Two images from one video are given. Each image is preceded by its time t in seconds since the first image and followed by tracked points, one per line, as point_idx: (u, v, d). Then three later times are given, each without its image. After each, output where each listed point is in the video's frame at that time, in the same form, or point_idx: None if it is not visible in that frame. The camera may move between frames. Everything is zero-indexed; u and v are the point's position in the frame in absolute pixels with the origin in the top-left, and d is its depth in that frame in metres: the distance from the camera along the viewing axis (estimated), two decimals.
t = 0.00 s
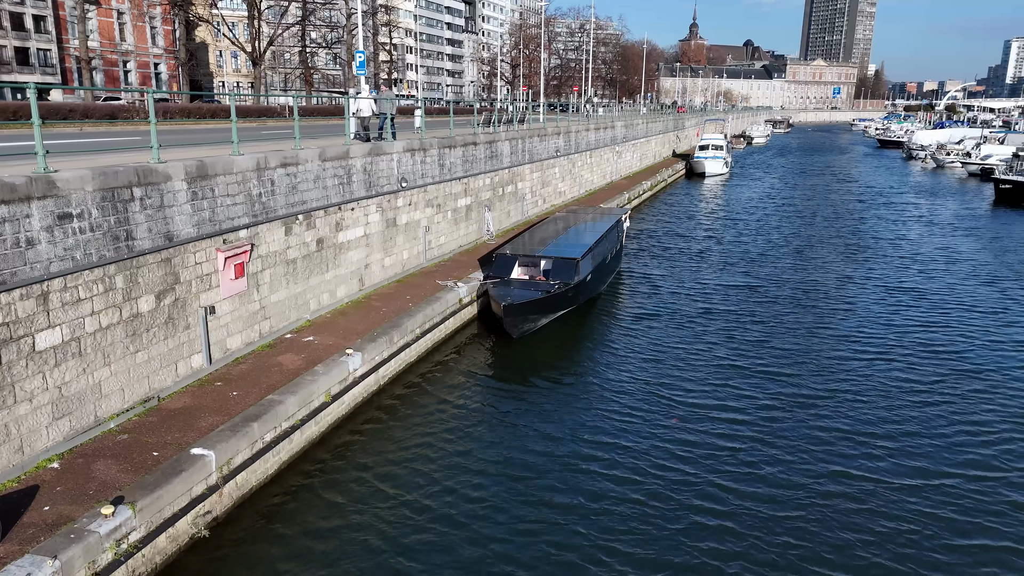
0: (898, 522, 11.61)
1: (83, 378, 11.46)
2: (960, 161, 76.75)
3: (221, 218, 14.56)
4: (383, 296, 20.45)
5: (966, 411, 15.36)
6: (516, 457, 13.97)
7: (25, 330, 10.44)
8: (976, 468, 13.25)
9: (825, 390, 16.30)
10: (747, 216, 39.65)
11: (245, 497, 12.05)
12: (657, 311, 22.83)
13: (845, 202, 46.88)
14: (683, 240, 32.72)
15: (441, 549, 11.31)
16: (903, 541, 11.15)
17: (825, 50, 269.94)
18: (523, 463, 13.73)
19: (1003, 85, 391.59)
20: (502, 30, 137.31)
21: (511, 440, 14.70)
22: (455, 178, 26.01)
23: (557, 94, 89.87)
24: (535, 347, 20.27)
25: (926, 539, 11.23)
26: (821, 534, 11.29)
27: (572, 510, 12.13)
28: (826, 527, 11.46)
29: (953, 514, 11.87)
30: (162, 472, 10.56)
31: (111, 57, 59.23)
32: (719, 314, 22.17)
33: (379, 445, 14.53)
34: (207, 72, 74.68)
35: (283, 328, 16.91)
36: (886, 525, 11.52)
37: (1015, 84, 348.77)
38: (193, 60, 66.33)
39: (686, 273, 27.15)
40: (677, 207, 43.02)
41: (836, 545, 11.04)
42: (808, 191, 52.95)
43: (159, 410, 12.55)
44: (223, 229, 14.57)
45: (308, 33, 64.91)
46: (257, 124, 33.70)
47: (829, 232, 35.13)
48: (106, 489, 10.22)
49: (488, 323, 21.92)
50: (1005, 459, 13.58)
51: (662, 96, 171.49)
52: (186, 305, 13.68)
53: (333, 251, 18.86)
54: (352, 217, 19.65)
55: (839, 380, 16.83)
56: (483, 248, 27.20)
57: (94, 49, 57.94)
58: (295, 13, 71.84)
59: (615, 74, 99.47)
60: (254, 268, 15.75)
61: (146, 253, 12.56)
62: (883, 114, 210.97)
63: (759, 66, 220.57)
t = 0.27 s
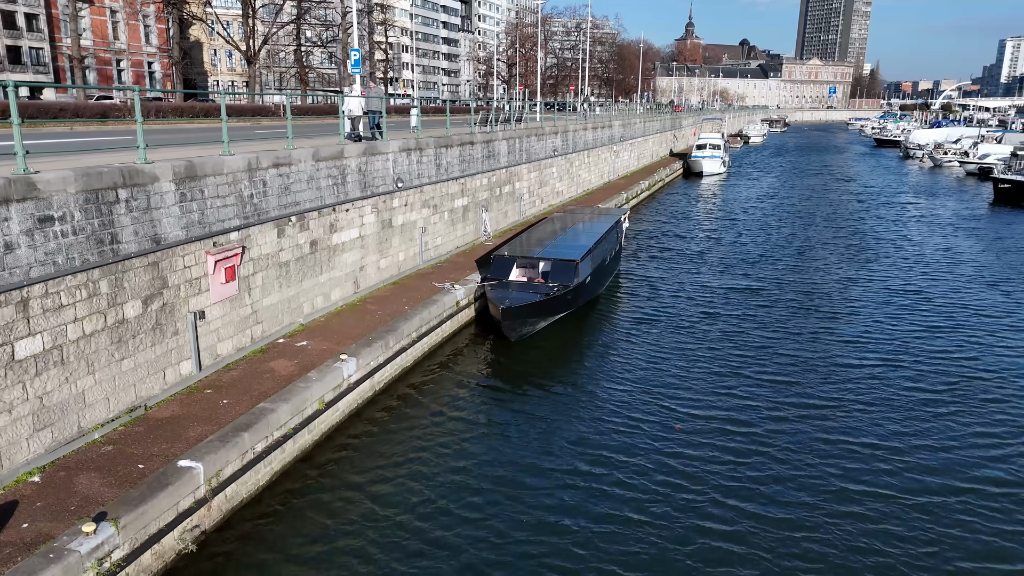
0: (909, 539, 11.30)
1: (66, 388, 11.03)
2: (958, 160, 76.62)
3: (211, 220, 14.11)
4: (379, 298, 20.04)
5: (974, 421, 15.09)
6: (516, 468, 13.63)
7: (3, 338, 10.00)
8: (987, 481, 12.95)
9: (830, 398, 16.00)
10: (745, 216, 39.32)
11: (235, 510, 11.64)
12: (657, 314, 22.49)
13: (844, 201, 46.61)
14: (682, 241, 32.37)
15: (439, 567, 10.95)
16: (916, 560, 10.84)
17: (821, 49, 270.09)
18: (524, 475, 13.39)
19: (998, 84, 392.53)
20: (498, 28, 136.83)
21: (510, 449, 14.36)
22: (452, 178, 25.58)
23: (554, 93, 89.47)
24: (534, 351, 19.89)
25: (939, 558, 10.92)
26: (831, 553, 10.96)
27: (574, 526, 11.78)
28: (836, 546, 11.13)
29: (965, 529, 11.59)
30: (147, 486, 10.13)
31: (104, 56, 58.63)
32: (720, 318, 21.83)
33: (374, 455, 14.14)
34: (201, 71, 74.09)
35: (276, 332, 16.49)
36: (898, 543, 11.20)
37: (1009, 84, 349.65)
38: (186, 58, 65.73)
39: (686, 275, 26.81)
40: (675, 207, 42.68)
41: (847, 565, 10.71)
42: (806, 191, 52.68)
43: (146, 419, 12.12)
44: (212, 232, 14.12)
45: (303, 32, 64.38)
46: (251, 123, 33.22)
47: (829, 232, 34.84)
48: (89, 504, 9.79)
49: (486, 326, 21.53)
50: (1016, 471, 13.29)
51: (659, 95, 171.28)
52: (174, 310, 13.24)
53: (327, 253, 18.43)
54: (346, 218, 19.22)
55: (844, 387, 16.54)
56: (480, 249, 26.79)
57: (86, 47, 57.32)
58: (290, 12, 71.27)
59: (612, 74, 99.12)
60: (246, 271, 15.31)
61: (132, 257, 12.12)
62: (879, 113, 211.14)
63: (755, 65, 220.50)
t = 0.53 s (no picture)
0: (920, 551, 10.98)
1: (44, 395, 10.59)
2: (956, 155, 76.36)
3: (198, 219, 13.65)
4: (373, 298, 19.62)
5: (981, 425, 14.78)
6: (514, 476, 13.28)
7: None
8: (996, 488, 12.65)
9: (834, 402, 15.68)
10: (745, 212, 38.97)
11: (223, 520, 11.24)
12: (657, 314, 22.11)
13: (843, 197, 46.26)
14: (681, 238, 32.00)
15: None
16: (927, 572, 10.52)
17: (818, 44, 269.71)
18: (522, 483, 13.04)
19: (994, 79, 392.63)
20: (494, 23, 136.17)
21: (508, 456, 14.00)
22: (448, 175, 25.13)
23: (551, 88, 88.95)
24: (531, 351, 19.49)
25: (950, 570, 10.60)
26: (839, 566, 10.63)
27: (575, 537, 11.43)
28: (844, 558, 10.80)
29: (976, 540, 11.27)
30: (129, 497, 9.71)
31: (96, 50, 57.97)
32: (721, 317, 21.48)
33: (368, 461, 13.75)
34: (195, 65, 73.41)
35: (267, 334, 16.06)
36: (908, 555, 10.88)
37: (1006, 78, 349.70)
38: (180, 53, 65.05)
39: (686, 273, 26.42)
40: (673, 204, 42.28)
41: None
42: (805, 187, 52.35)
43: (130, 426, 11.69)
44: (200, 231, 13.67)
45: (298, 26, 63.75)
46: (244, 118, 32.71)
47: (829, 229, 34.48)
48: (68, 517, 9.37)
49: (483, 326, 21.13)
50: None
51: (655, 90, 170.79)
52: (160, 312, 12.80)
53: (320, 252, 17.99)
54: (339, 216, 18.77)
55: (848, 391, 16.21)
56: (476, 247, 26.37)
57: (78, 41, 56.63)
58: (284, 6, 70.60)
59: (609, 68, 98.63)
60: (235, 271, 14.86)
61: (115, 258, 11.68)
62: (875, 108, 210.95)
63: (752, 60, 220.07)
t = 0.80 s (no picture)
0: (929, 565, 10.65)
1: (22, 402, 10.18)
2: (954, 150, 76.07)
3: (185, 218, 13.21)
4: (367, 297, 19.19)
5: (989, 431, 14.46)
6: (512, 484, 12.91)
7: None
8: (1005, 498, 12.33)
9: (839, 406, 15.33)
10: (744, 208, 38.58)
11: (210, 531, 10.84)
12: (657, 313, 21.75)
13: (842, 193, 45.93)
14: (680, 235, 31.61)
15: None
16: None
17: (815, 38, 269.17)
18: (520, 492, 12.68)
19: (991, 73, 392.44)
20: (491, 17, 135.39)
21: (505, 462, 13.63)
22: (444, 170, 24.69)
23: (548, 82, 88.38)
24: (528, 351, 19.10)
25: None
26: None
27: (573, 550, 11.08)
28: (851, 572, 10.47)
29: (987, 552, 10.96)
30: (110, 510, 9.28)
31: (89, 44, 57.33)
32: (721, 317, 21.12)
33: (361, 469, 13.35)
34: (189, 59, 72.75)
35: (258, 335, 15.63)
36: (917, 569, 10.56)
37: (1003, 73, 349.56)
38: (174, 46, 64.37)
39: (686, 271, 26.06)
40: (672, 199, 41.90)
41: None
42: (804, 182, 51.98)
43: (113, 433, 11.27)
44: (186, 230, 13.22)
45: (293, 19, 63.13)
46: (237, 113, 32.19)
47: (829, 225, 34.14)
48: (45, 531, 8.95)
49: (479, 325, 20.73)
50: None
51: (653, 85, 170.12)
52: (145, 314, 12.36)
53: (312, 250, 17.56)
54: (332, 213, 18.33)
55: (853, 394, 15.87)
56: (473, 244, 25.95)
57: (70, 35, 55.98)
58: None
59: (606, 62, 98.10)
60: (224, 271, 14.42)
61: (96, 258, 11.24)
62: (872, 103, 210.61)
63: (749, 54, 219.45)
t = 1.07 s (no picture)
0: None
1: None
2: (953, 146, 75.77)
3: (171, 218, 12.77)
4: (361, 298, 18.78)
5: (998, 436, 14.11)
6: (509, 492, 12.52)
7: None
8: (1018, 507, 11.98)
9: (844, 410, 14.95)
10: (743, 206, 38.19)
11: (196, 545, 10.45)
12: (657, 313, 21.38)
13: (842, 190, 45.60)
14: (679, 233, 31.20)
15: None
16: None
17: (812, 34, 268.72)
18: (518, 501, 12.30)
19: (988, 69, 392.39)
20: (488, 13, 134.73)
21: (503, 470, 13.23)
22: (440, 168, 24.26)
23: (545, 78, 87.86)
24: (526, 353, 18.72)
25: None
26: None
27: (574, 562, 10.71)
28: None
29: (1001, 566, 10.59)
30: (90, 526, 8.88)
31: (82, 39, 56.71)
32: (723, 318, 20.74)
33: (354, 477, 12.96)
34: (184, 55, 72.09)
35: (248, 338, 15.21)
36: None
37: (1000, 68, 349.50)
38: (168, 42, 63.72)
39: (686, 270, 25.68)
40: (670, 197, 41.50)
41: None
42: (803, 179, 51.60)
43: (95, 443, 10.86)
44: (173, 231, 12.78)
45: (288, 14, 62.53)
46: (230, 110, 31.67)
47: (830, 223, 33.79)
48: (20, 548, 8.54)
49: (476, 326, 20.32)
50: None
51: (650, 80, 169.55)
52: (129, 319, 11.93)
53: (304, 250, 17.13)
54: (325, 212, 17.89)
55: (858, 398, 15.50)
56: (470, 243, 25.53)
57: (63, 30, 55.32)
58: None
59: (603, 58, 97.59)
60: (212, 272, 13.98)
61: (77, 261, 10.81)
62: (870, 99, 210.32)
63: (747, 50, 218.95)
